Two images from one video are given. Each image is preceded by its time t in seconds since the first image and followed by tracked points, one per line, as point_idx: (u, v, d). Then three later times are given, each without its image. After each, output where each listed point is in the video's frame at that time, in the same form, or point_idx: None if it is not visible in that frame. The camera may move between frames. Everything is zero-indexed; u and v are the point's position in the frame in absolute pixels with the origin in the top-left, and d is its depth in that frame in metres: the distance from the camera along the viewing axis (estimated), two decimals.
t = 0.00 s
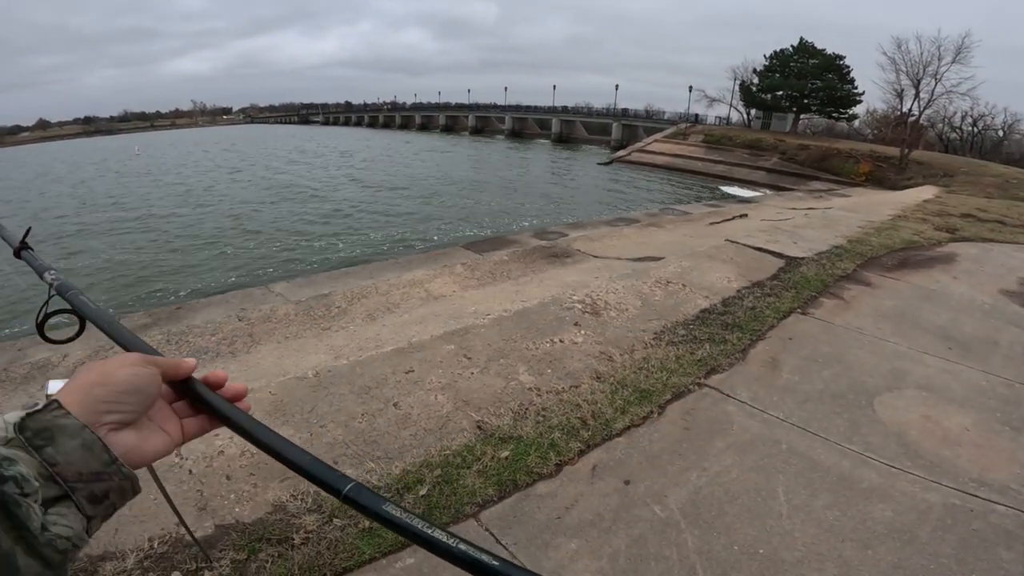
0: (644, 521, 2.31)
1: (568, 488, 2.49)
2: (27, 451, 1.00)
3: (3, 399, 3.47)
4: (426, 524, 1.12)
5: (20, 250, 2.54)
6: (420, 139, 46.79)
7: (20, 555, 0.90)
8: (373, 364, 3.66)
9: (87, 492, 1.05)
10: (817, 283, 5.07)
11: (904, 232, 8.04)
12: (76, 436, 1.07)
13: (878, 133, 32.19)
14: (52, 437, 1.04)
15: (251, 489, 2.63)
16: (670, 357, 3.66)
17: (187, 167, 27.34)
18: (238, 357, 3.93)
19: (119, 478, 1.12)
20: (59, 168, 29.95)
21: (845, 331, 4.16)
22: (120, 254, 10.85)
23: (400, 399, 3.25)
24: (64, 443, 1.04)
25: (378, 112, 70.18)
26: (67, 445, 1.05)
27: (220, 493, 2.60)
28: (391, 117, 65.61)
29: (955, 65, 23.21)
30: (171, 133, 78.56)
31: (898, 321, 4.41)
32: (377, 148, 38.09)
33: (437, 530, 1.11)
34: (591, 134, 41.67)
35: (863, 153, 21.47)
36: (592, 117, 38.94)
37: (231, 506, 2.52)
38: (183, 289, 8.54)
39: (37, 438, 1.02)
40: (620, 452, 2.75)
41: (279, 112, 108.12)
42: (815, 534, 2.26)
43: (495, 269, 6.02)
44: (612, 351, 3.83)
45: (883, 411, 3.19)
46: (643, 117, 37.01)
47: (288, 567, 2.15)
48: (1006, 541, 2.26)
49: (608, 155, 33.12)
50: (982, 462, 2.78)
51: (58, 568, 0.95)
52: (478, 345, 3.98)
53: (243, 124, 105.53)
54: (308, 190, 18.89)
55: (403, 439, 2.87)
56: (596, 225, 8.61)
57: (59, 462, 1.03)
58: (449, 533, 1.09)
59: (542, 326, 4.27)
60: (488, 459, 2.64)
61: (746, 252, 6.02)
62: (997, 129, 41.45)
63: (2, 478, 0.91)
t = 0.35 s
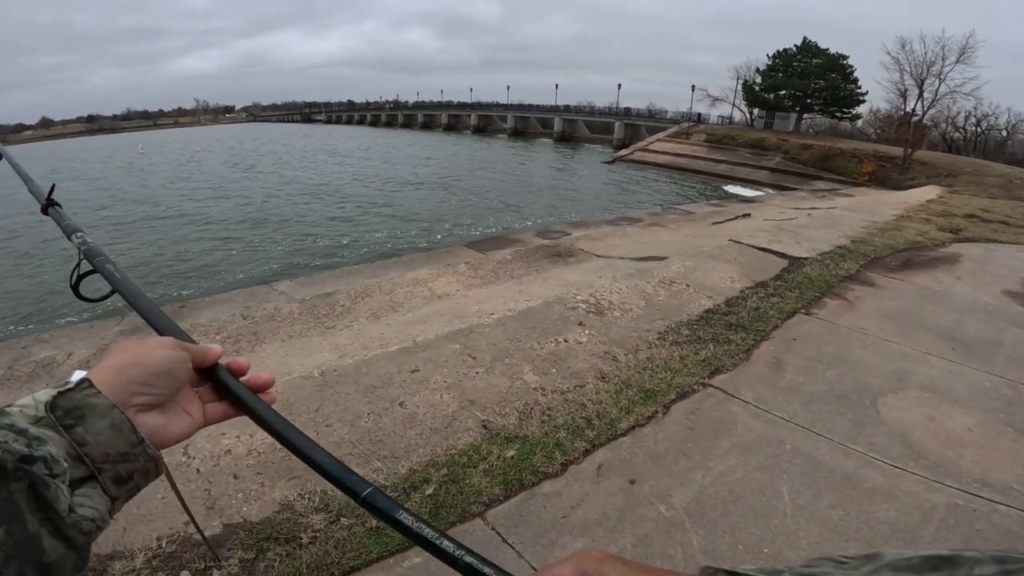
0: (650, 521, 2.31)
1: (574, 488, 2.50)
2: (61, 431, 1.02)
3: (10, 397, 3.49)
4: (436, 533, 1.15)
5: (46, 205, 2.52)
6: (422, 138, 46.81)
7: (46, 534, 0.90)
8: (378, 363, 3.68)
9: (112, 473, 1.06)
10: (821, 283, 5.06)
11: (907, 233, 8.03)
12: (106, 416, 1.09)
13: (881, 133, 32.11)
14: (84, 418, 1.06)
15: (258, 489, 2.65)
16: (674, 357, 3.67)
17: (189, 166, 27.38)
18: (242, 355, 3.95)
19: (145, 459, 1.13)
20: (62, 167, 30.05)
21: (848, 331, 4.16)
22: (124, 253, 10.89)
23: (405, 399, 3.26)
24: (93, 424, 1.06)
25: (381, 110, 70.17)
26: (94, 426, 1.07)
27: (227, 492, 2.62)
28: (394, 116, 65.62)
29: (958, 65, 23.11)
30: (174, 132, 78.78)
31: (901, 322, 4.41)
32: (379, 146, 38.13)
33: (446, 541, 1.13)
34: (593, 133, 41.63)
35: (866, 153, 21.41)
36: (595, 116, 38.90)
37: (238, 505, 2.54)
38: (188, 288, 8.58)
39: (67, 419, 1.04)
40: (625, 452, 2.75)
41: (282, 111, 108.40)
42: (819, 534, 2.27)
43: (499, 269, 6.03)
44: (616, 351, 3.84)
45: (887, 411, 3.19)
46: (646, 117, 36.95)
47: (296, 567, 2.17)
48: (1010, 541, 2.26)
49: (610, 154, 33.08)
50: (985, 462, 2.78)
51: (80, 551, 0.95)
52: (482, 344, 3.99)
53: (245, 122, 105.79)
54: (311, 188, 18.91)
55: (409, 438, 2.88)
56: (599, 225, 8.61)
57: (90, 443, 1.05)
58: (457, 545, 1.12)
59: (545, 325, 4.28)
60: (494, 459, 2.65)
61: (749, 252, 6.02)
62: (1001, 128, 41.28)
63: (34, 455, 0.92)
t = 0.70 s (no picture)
0: (660, 519, 2.31)
1: (584, 485, 2.49)
2: None
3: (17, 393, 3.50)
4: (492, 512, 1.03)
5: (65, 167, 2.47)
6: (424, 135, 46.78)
7: None
8: (385, 359, 3.67)
9: (20, 477, 1.07)
10: (827, 281, 5.04)
11: (912, 231, 7.98)
12: (31, 430, 1.08)
13: (884, 131, 32.00)
14: (12, 428, 1.06)
15: (267, 485, 2.64)
16: (682, 354, 3.66)
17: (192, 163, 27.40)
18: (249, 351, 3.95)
19: (46, 470, 1.10)
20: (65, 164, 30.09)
21: (856, 329, 4.14)
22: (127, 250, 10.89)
23: (414, 395, 3.26)
24: (22, 435, 1.07)
25: (383, 108, 70.06)
26: (21, 438, 1.06)
27: (236, 489, 2.62)
28: (396, 114, 65.57)
29: (963, 63, 22.99)
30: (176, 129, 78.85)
31: (909, 320, 4.39)
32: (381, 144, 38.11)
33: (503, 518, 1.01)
34: (596, 131, 41.57)
35: (870, 151, 21.33)
36: (597, 114, 38.82)
37: (248, 502, 2.53)
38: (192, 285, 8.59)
39: None
40: (635, 449, 2.74)
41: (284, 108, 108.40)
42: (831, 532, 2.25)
43: (503, 265, 6.01)
44: (624, 348, 3.82)
45: (896, 409, 3.17)
46: (649, 114, 36.87)
47: (307, 565, 2.16)
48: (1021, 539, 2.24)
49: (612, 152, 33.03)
50: (994, 459, 2.76)
51: None
52: (489, 340, 3.98)
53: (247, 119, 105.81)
54: (314, 186, 18.91)
55: (417, 435, 2.88)
56: (603, 222, 8.59)
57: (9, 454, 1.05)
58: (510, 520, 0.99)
59: (552, 322, 4.26)
60: (504, 456, 2.64)
61: (755, 250, 6.00)
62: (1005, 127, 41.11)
63: None
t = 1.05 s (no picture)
0: (664, 515, 2.30)
1: (588, 481, 2.48)
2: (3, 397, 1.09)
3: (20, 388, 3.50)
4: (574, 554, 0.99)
5: (59, 228, 2.16)
6: (425, 132, 46.69)
7: None
8: (388, 355, 3.66)
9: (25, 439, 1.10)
10: (830, 278, 5.02)
11: (915, 229, 7.95)
12: (48, 399, 1.14)
13: (887, 129, 31.86)
14: (32, 395, 1.14)
15: (269, 482, 2.64)
16: (685, 350, 3.64)
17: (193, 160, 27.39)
18: (251, 347, 3.95)
19: (43, 440, 1.14)
20: (66, 161, 30.09)
21: (859, 326, 4.12)
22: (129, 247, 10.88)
23: (416, 391, 3.25)
24: (42, 402, 1.14)
25: (385, 104, 69.93)
26: (38, 405, 1.13)
27: (238, 486, 2.61)
28: (397, 110, 65.51)
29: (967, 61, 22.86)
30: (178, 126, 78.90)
31: (912, 317, 4.37)
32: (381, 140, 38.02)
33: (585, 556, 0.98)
34: (598, 129, 41.47)
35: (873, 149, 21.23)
36: (599, 111, 38.70)
37: (250, 499, 2.53)
38: (194, 281, 8.60)
39: (23, 393, 1.13)
40: (638, 445, 2.74)
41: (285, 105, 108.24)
42: (835, 529, 2.25)
43: (505, 261, 6.01)
44: (626, 344, 3.82)
45: (900, 406, 3.16)
46: (651, 110, 36.71)
47: (309, 561, 2.16)
48: None
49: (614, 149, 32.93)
50: (999, 457, 2.74)
51: None
52: (491, 336, 3.97)
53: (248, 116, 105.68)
54: (315, 182, 18.90)
55: (420, 431, 2.87)
56: (605, 219, 8.57)
57: (26, 417, 1.11)
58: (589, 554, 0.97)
59: (554, 318, 4.26)
60: (507, 452, 2.64)
61: (758, 247, 5.98)
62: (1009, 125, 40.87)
63: None
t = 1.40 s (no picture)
0: (662, 509, 2.29)
1: (585, 475, 2.48)
2: None
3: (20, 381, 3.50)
4: None
5: (110, 249, 1.84)
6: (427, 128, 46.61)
7: None
8: (387, 348, 3.66)
9: (17, 438, 1.09)
10: (832, 273, 5.00)
11: (918, 225, 7.91)
12: (38, 400, 1.13)
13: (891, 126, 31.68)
14: (24, 397, 1.13)
15: (267, 474, 2.64)
16: (684, 344, 3.63)
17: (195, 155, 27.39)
18: (251, 340, 3.94)
19: (35, 441, 1.13)
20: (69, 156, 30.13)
21: (860, 321, 4.11)
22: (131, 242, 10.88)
23: (415, 383, 3.25)
24: (33, 403, 1.12)
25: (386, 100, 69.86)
26: (31, 406, 1.12)
27: (236, 478, 2.61)
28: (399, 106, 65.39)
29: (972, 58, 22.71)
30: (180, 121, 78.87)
31: (914, 313, 4.35)
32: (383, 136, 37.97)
33: None
34: (600, 125, 41.35)
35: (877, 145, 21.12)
36: (601, 107, 38.58)
37: (247, 491, 2.53)
38: (196, 275, 8.61)
39: (15, 394, 1.12)
40: (636, 439, 2.73)
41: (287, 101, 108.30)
42: (834, 524, 2.24)
43: (506, 256, 5.99)
44: (626, 338, 3.80)
45: (900, 402, 3.14)
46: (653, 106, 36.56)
47: (305, 554, 2.16)
48: None
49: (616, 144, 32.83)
50: (1000, 454, 2.73)
51: None
52: (491, 330, 3.96)
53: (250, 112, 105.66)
54: (317, 178, 18.88)
55: (418, 423, 2.87)
56: (606, 214, 8.54)
57: (18, 417, 1.10)
58: None
59: (554, 312, 4.25)
60: (505, 445, 2.63)
61: (759, 241, 5.96)
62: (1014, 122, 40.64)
63: None
